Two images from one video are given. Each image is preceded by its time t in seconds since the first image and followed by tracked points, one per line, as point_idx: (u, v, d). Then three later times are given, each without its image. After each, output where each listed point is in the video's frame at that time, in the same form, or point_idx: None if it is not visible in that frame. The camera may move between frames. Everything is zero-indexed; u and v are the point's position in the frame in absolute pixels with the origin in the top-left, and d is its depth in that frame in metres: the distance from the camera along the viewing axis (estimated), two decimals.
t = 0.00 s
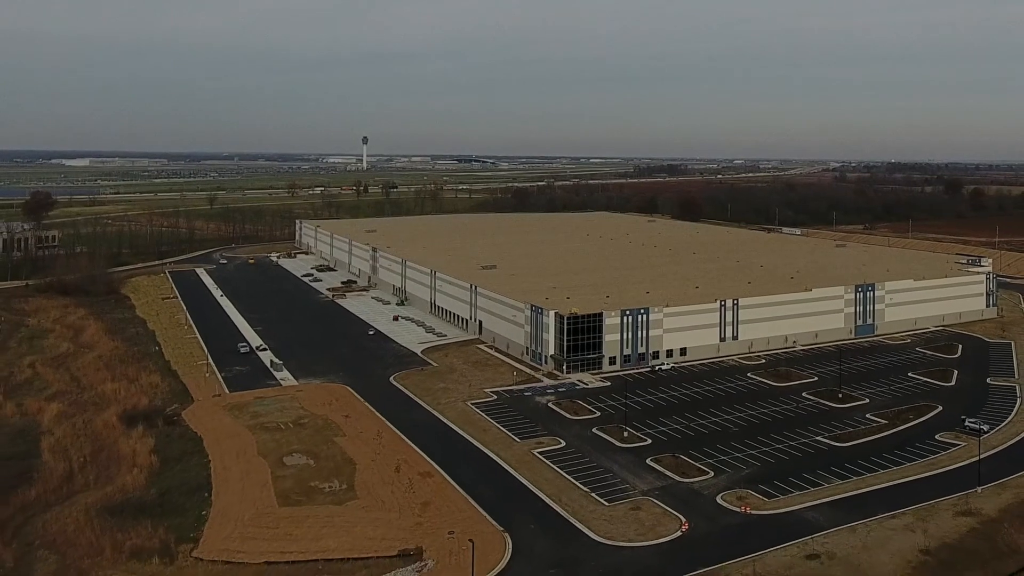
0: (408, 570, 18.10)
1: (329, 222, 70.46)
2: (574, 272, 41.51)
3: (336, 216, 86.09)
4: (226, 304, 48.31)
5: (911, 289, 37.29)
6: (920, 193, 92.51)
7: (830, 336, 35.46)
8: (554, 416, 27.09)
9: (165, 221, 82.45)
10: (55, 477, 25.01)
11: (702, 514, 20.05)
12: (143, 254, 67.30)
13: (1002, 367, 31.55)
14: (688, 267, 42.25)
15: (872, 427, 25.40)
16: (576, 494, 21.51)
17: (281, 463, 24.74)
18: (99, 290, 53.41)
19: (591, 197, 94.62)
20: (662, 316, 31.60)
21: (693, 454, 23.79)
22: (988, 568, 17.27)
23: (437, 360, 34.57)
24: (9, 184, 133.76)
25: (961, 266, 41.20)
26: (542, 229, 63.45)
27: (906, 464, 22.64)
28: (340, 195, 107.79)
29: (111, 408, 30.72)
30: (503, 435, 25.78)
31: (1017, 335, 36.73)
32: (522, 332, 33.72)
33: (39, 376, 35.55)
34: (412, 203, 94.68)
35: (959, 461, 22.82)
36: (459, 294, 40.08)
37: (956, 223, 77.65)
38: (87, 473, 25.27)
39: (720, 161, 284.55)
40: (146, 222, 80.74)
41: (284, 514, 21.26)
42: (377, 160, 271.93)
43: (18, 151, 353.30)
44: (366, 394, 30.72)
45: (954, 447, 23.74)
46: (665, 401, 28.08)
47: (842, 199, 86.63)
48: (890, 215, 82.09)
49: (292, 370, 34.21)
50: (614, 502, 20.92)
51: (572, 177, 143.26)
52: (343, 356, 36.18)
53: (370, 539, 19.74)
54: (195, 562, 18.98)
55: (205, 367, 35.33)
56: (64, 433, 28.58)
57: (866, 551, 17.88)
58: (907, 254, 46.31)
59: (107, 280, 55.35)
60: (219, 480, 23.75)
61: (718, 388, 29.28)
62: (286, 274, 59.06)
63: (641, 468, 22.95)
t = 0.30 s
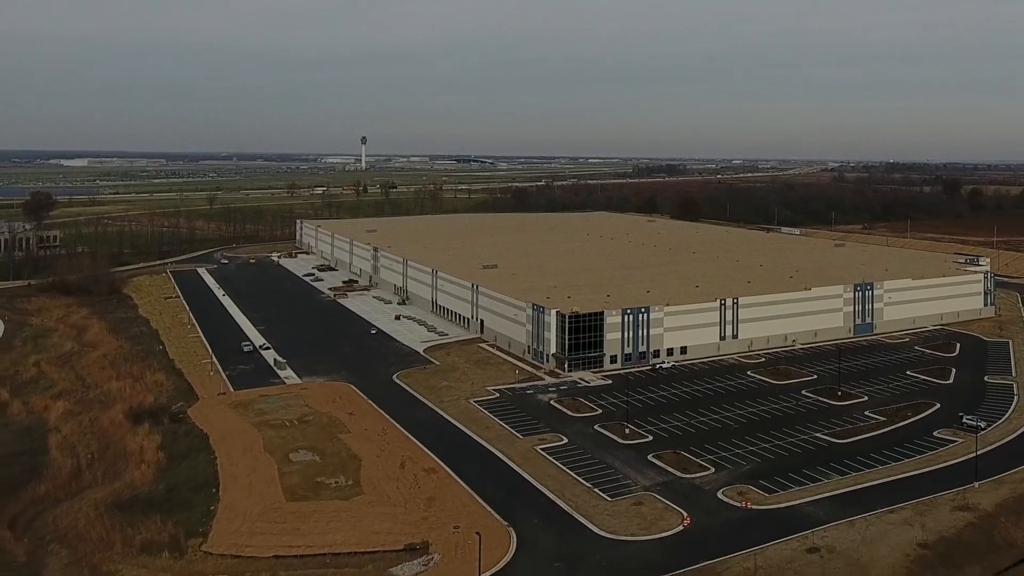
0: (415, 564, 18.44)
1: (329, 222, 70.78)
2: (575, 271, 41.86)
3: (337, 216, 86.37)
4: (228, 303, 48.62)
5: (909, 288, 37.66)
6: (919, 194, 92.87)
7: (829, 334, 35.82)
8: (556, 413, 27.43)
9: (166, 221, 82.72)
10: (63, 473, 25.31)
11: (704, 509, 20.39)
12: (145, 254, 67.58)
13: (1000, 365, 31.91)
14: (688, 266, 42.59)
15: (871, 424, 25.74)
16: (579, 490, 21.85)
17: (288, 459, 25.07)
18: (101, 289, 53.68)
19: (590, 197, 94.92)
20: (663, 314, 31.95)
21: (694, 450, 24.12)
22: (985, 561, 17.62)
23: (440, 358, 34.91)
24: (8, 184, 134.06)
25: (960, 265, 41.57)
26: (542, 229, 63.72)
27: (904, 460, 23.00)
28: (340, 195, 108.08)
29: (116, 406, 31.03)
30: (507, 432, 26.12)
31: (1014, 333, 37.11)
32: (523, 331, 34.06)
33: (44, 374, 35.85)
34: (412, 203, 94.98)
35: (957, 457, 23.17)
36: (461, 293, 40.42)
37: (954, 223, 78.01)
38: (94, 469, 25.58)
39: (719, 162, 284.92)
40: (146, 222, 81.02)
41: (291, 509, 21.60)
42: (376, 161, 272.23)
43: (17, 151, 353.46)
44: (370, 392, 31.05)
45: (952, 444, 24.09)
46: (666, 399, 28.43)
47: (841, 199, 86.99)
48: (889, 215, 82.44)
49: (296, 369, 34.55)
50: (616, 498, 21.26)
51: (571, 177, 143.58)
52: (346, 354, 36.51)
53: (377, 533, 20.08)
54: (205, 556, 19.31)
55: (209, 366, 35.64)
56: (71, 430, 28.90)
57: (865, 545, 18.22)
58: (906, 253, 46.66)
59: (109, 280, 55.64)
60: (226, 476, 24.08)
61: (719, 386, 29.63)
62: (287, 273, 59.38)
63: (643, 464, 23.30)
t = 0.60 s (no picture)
0: (422, 557, 18.86)
1: (329, 222, 71.15)
2: (573, 270, 42.26)
3: (336, 215, 86.67)
4: (230, 302, 48.99)
5: (906, 287, 38.09)
6: (916, 194, 93.28)
7: (827, 332, 36.23)
8: (558, 410, 27.84)
9: (166, 221, 82.96)
10: (72, 469, 25.69)
11: (705, 503, 20.81)
12: (145, 253, 67.87)
13: (995, 363, 32.36)
14: (685, 266, 43.02)
15: (869, 420, 26.18)
16: (581, 484, 22.26)
17: (294, 455, 25.48)
18: (103, 289, 54.01)
19: (589, 197, 95.24)
20: (663, 313, 32.38)
21: (695, 446, 24.56)
22: (981, 553, 18.03)
23: (442, 356, 35.31)
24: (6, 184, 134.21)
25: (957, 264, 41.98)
26: (541, 228, 64.06)
27: (901, 455, 23.43)
28: (339, 195, 108.31)
29: (123, 403, 31.41)
30: (509, 429, 26.53)
31: (1010, 332, 37.55)
32: (524, 329, 34.46)
33: (50, 372, 36.21)
34: (411, 203, 95.27)
35: (953, 453, 23.61)
36: (462, 292, 40.83)
37: (951, 223, 78.40)
38: (103, 465, 25.96)
39: (717, 162, 285.29)
40: (146, 222, 81.28)
41: (299, 503, 22.02)
42: (375, 160, 272.44)
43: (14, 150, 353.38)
44: (374, 389, 31.44)
45: (949, 439, 24.51)
46: (666, 396, 28.86)
47: (839, 199, 87.45)
48: (886, 215, 82.83)
49: (299, 367, 34.95)
50: (618, 492, 21.69)
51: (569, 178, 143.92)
52: (348, 352, 36.92)
53: (384, 527, 20.50)
54: (216, 550, 19.70)
55: (212, 363, 36.04)
56: (79, 427, 29.27)
57: (864, 537, 18.62)
58: (903, 253, 47.10)
59: (111, 279, 55.95)
60: (234, 471, 24.48)
61: (718, 383, 30.06)
62: (288, 273, 59.78)
63: (644, 459, 23.73)
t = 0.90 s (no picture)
0: (426, 551, 19.15)
1: (327, 221, 71.36)
2: (572, 269, 42.57)
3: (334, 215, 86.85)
4: (229, 301, 49.26)
5: (903, 286, 38.44)
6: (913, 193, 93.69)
7: (824, 331, 36.58)
8: (558, 407, 28.15)
9: (164, 221, 83.06)
10: (77, 465, 25.94)
11: (704, 498, 21.13)
12: (144, 253, 68.04)
13: (991, 361, 32.71)
14: (683, 265, 43.35)
15: (866, 417, 26.51)
16: (582, 480, 22.57)
17: (297, 451, 25.75)
18: (103, 288, 54.20)
19: (587, 197, 95.46)
20: (661, 311, 32.71)
21: (693, 442, 24.87)
22: (976, 546, 18.36)
23: (442, 355, 35.61)
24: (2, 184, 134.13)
25: (953, 263, 42.37)
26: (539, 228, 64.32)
27: (897, 451, 23.76)
28: (337, 195, 108.47)
29: (126, 401, 31.64)
30: (510, 426, 26.83)
31: (1006, 330, 37.93)
32: (523, 328, 34.75)
33: (52, 371, 36.44)
34: (409, 203, 95.46)
35: (948, 448, 23.93)
36: (461, 291, 41.12)
37: (948, 223, 78.77)
38: (108, 461, 26.19)
39: (715, 161, 285.65)
40: (143, 222, 81.37)
41: (303, 499, 22.30)
42: (372, 160, 272.38)
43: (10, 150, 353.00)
44: (375, 387, 31.71)
45: (944, 436, 24.84)
46: (665, 393, 29.17)
47: (835, 198, 87.84)
48: (883, 215, 83.19)
49: (300, 366, 35.22)
50: (618, 487, 22.00)
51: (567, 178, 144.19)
52: (348, 351, 37.21)
53: (387, 521, 20.79)
54: (222, 544, 19.98)
55: (214, 362, 36.31)
56: (82, 424, 29.52)
57: (860, 531, 18.95)
58: (899, 252, 47.45)
59: (110, 278, 56.14)
60: (238, 468, 24.76)
61: (716, 381, 30.39)
62: (286, 272, 60.02)
63: (643, 456, 24.04)
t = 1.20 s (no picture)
0: (428, 544, 19.49)
1: (323, 221, 71.60)
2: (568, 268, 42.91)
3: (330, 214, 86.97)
4: (227, 300, 49.51)
5: (897, 284, 38.89)
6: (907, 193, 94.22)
7: (818, 328, 37.00)
8: (556, 404, 28.51)
9: (159, 220, 83.11)
10: (80, 461, 26.20)
11: (701, 492, 21.51)
12: (140, 253, 68.14)
13: (984, 358, 33.16)
14: (678, 264, 43.72)
15: (860, 413, 26.92)
16: (581, 475, 22.93)
17: (299, 447, 26.07)
18: (100, 287, 54.33)
19: (582, 196, 95.76)
20: (657, 309, 33.11)
21: (690, 438, 25.26)
22: (968, 538, 18.77)
23: (441, 353, 35.93)
24: None
25: (946, 262, 42.86)
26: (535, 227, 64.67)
27: (891, 446, 24.17)
28: (332, 194, 108.59)
29: (127, 399, 31.90)
30: (509, 422, 27.19)
31: (998, 328, 38.41)
32: (521, 326, 35.10)
33: (52, 369, 36.66)
34: (404, 202, 95.64)
35: (941, 443, 24.36)
36: (459, 290, 41.42)
37: (942, 222, 79.27)
38: (111, 458, 26.46)
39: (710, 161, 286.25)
40: (139, 221, 81.40)
41: (306, 493, 22.62)
42: (367, 160, 272.22)
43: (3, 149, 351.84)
44: (375, 385, 32.03)
45: (937, 431, 25.27)
46: (661, 390, 29.56)
47: (829, 197, 88.39)
48: (877, 215, 83.69)
49: (299, 364, 35.51)
50: (617, 482, 22.37)
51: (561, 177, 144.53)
52: (347, 350, 37.50)
53: (390, 515, 21.13)
54: (228, 538, 20.31)
55: (214, 360, 36.58)
56: (84, 421, 29.77)
57: (855, 524, 19.33)
58: (892, 250, 47.94)
59: (108, 277, 56.27)
60: (240, 464, 25.07)
61: (713, 378, 30.79)
62: (283, 271, 60.26)
63: (641, 451, 24.42)
